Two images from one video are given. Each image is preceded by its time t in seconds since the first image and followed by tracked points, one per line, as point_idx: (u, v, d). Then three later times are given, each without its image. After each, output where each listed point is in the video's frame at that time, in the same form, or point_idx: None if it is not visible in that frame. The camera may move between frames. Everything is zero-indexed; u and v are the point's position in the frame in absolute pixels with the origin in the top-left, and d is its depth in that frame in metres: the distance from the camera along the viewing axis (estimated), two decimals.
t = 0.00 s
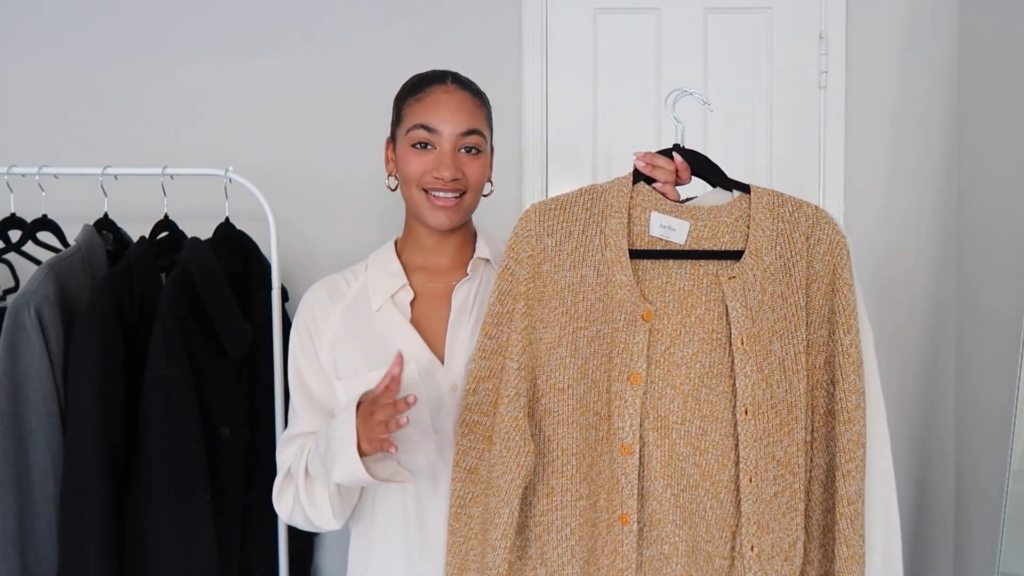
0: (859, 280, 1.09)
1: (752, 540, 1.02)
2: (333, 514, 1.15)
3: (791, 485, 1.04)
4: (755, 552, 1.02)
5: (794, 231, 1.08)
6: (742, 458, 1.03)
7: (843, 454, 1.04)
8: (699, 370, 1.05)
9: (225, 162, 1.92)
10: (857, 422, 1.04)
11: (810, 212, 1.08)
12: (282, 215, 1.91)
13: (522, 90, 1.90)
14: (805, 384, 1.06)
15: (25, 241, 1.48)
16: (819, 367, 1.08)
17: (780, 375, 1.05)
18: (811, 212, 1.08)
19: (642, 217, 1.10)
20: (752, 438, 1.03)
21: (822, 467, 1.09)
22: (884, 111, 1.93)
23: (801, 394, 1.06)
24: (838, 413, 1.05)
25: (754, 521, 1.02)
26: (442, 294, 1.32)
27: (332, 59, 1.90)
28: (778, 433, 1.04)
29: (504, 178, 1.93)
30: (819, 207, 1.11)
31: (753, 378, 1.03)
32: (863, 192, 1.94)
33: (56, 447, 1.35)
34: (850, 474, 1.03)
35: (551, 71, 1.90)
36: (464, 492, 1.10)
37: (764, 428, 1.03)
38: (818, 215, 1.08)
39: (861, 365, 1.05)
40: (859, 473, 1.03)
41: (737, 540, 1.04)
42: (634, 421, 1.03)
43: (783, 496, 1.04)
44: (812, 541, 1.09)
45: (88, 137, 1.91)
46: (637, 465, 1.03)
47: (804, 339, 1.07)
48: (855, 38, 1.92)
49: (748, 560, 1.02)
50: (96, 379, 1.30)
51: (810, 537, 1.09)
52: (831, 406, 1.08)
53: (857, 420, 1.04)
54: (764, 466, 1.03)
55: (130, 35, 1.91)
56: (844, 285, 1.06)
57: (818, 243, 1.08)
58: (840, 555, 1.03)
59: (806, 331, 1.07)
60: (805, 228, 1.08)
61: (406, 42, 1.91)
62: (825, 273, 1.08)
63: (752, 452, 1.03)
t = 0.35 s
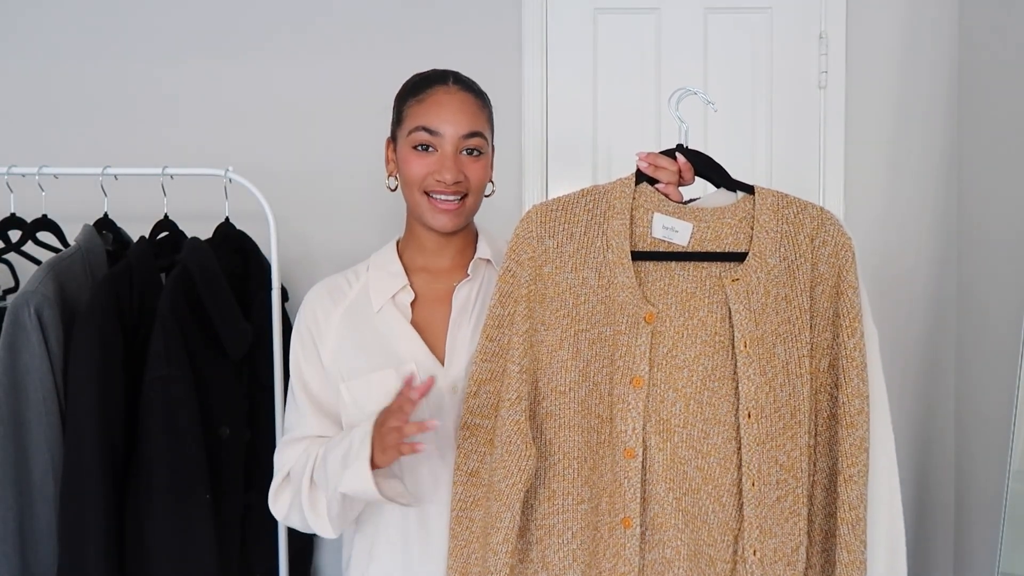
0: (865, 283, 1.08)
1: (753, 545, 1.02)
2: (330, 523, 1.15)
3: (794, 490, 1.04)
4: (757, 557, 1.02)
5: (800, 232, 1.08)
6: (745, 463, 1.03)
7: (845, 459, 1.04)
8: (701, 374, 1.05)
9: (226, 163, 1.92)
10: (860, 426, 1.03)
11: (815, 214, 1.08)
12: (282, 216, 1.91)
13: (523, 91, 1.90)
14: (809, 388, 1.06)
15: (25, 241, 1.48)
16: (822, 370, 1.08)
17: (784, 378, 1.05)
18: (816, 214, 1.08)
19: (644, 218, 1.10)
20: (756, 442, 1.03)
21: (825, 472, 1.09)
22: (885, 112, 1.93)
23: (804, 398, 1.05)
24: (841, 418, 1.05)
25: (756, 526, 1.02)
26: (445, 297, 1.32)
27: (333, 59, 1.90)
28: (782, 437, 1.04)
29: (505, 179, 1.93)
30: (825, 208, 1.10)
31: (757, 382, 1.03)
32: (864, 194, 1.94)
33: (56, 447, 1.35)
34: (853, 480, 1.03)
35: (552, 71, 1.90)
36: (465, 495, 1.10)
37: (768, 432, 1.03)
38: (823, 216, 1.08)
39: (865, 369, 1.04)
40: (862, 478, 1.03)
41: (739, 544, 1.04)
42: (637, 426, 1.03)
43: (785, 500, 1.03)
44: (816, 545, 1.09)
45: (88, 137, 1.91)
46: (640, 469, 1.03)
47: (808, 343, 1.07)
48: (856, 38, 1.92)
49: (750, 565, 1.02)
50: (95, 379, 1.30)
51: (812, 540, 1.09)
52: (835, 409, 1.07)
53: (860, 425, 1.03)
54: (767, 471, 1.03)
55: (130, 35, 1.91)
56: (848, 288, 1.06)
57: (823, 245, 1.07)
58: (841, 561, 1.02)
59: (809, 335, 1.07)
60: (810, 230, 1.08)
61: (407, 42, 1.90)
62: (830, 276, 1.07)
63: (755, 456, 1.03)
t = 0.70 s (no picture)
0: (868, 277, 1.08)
1: (757, 544, 1.01)
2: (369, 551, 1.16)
3: (797, 487, 1.03)
4: (761, 557, 1.01)
5: (800, 226, 1.08)
6: (748, 460, 1.02)
7: (848, 454, 1.03)
8: (702, 369, 1.05)
9: (226, 162, 1.92)
10: (863, 421, 1.02)
11: (815, 207, 1.09)
12: (282, 214, 1.91)
13: (523, 88, 1.90)
14: (811, 383, 1.06)
15: (25, 241, 1.48)
16: (826, 366, 1.07)
17: (785, 374, 1.05)
18: (817, 207, 1.08)
19: (644, 215, 1.11)
20: (757, 437, 1.02)
21: (829, 469, 1.08)
22: (885, 111, 1.93)
23: (806, 394, 1.05)
24: (844, 411, 1.04)
25: (760, 526, 1.01)
26: (442, 295, 1.31)
27: (332, 57, 1.90)
28: (785, 432, 1.04)
29: (506, 177, 1.93)
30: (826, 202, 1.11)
31: (758, 378, 1.03)
32: (864, 193, 1.94)
33: (57, 447, 1.35)
34: (855, 475, 1.02)
35: (551, 71, 1.90)
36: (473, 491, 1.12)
37: (770, 427, 1.03)
38: (824, 209, 1.09)
39: (868, 363, 1.03)
40: (864, 474, 1.02)
41: (743, 542, 1.04)
42: (633, 421, 1.03)
43: (789, 498, 1.03)
44: (820, 544, 1.09)
45: (88, 137, 1.92)
46: (634, 464, 1.03)
47: (810, 338, 1.06)
48: (855, 37, 1.92)
49: (753, 564, 1.01)
50: (96, 380, 1.30)
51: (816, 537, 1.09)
52: (838, 406, 1.06)
53: (863, 419, 1.02)
54: (770, 468, 1.02)
55: (129, 34, 1.91)
56: (851, 281, 1.05)
57: (824, 238, 1.07)
58: (844, 557, 1.02)
59: (812, 329, 1.06)
60: (811, 223, 1.08)
61: (407, 41, 1.91)
62: (832, 270, 1.07)
63: (757, 452, 1.02)
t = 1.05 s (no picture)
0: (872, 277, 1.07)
1: (757, 542, 1.01)
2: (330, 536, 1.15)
3: (796, 488, 1.03)
4: (760, 555, 1.01)
5: (806, 227, 1.07)
6: (749, 461, 1.02)
7: (854, 457, 1.03)
8: (706, 368, 1.05)
9: (226, 162, 1.92)
10: (869, 423, 1.03)
11: (822, 209, 1.08)
12: (282, 215, 1.91)
13: (523, 88, 1.90)
14: (814, 385, 1.05)
15: (25, 241, 1.48)
16: (830, 367, 1.06)
17: (789, 374, 1.04)
18: (823, 209, 1.08)
19: (650, 213, 1.11)
20: (760, 437, 1.02)
21: (832, 471, 1.08)
22: (885, 111, 1.93)
23: (809, 396, 1.04)
24: (850, 414, 1.04)
25: (760, 524, 1.01)
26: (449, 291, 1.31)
27: (333, 58, 1.90)
28: (787, 433, 1.03)
29: (507, 178, 1.93)
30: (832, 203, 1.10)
31: (761, 378, 1.03)
32: (865, 194, 1.94)
33: (57, 446, 1.35)
34: (862, 478, 1.02)
35: (552, 72, 1.90)
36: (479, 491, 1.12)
37: (772, 428, 1.03)
38: (830, 211, 1.08)
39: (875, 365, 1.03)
40: (870, 477, 1.02)
41: (744, 542, 1.03)
42: (639, 419, 1.03)
43: (789, 498, 1.03)
44: (823, 544, 1.08)
45: (88, 137, 1.91)
46: (640, 464, 1.03)
47: (814, 339, 1.05)
48: (856, 37, 1.92)
49: (753, 562, 1.01)
50: (95, 380, 1.30)
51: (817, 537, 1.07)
52: (841, 408, 1.06)
53: (869, 422, 1.03)
54: (770, 468, 1.02)
55: (130, 35, 1.91)
56: (857, 283, 1.05)
57: (830, 241, 1.07)
58: (851, 561, 1.02)
59: (816, 331, 1.06)
60: (816, 225, 1.07)
61: (408, 41, 1.91)
62: (837, 272, 1.06)
63: (759, 453, 1.02)
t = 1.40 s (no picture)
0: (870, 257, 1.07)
1: (763, 524, 1.01)
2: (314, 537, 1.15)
3: (803, 466, 1.03)
4: (767, 536, 1.01)
5: (800, 208, 1.08)
6: (753, 441, 1.02)
7: (845, 433, 1.03)
8: (707, 353, 1.05)
9: (225, 161, 1.92)
10: (860, 400, 1.02)
11: (815, 190, 1.08)
12: (282, 215, 1.91)
13: (522, 86, 1.90)
14: (814, 363, 1.05)
15: (25, 241, 1.48)
16: (827, 346, 1.07)
17: (789, 354, 1.04)
18: (816, 190, 1.08)
19: (645, 201, 1.11)
20: (762, 419, 1.02)
21: (829, 450, 1.08)
22: (885, 110, 1.93)
23: (810, 374, 1.04)
24: (841, 391, 1.04)
25: (766, 506, 1.01)
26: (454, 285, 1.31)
27: (331, 57, 1.90)
28: (790, 414, 1.03)
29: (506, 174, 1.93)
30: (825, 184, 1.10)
31: (761, 358, 1.03)
32: (865, 193, 1.94)
33: (57, 447, 1.35)
34: (852, 454, 1.02)
35: (551, 71, 1.90)
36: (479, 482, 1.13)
37: (774, 409, 1.03)
38: (824, 192, 1.08)
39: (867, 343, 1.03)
40: (861, 453, 1.02)
41: (749, 525, 1.03)
42: (638, 406, 1.02)
43: (794, 478, 1.03)
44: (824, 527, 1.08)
45: (87, 137, 1.91)
46: (640, 449, 1.02)
47: (812, 319, 1.06)
48: (855, 36, 1.92)
49: (760, 545, 1.01)
50: (96, 380, 1.30)
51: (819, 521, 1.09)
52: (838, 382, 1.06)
53: (860, 398, 1.02)
54: (775, 448, 1.02)
55: (129, 35, 1.91)
56: (851, 261, 1.05)
57: (824, 221, 1.07)
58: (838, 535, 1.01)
59: (814, 310, 1.06)
60: (810, 206, 1.07)
61: (406, 40, 1.91)
62: (833, 251, 1.06)
63: (762, 434, 1.02)
